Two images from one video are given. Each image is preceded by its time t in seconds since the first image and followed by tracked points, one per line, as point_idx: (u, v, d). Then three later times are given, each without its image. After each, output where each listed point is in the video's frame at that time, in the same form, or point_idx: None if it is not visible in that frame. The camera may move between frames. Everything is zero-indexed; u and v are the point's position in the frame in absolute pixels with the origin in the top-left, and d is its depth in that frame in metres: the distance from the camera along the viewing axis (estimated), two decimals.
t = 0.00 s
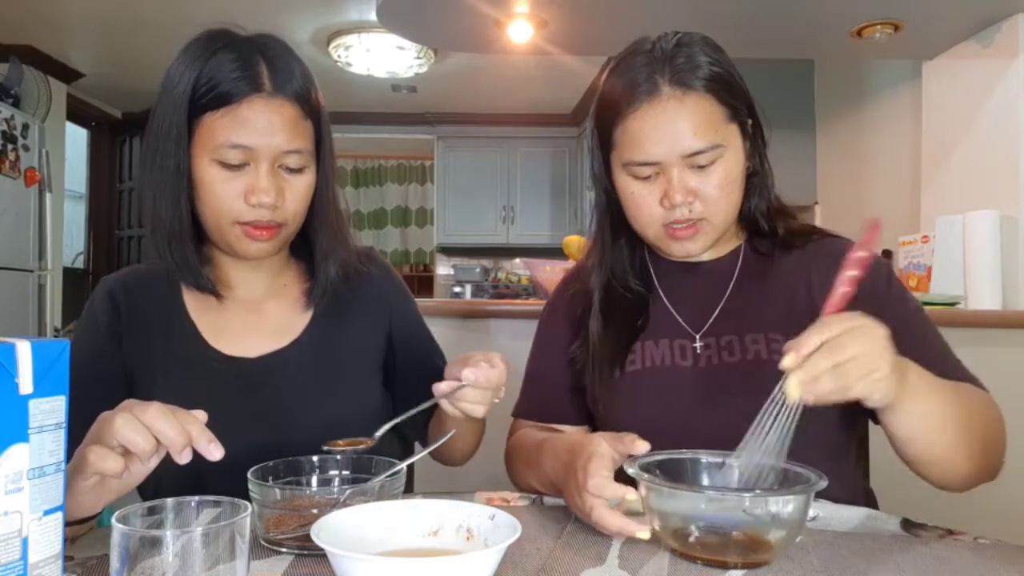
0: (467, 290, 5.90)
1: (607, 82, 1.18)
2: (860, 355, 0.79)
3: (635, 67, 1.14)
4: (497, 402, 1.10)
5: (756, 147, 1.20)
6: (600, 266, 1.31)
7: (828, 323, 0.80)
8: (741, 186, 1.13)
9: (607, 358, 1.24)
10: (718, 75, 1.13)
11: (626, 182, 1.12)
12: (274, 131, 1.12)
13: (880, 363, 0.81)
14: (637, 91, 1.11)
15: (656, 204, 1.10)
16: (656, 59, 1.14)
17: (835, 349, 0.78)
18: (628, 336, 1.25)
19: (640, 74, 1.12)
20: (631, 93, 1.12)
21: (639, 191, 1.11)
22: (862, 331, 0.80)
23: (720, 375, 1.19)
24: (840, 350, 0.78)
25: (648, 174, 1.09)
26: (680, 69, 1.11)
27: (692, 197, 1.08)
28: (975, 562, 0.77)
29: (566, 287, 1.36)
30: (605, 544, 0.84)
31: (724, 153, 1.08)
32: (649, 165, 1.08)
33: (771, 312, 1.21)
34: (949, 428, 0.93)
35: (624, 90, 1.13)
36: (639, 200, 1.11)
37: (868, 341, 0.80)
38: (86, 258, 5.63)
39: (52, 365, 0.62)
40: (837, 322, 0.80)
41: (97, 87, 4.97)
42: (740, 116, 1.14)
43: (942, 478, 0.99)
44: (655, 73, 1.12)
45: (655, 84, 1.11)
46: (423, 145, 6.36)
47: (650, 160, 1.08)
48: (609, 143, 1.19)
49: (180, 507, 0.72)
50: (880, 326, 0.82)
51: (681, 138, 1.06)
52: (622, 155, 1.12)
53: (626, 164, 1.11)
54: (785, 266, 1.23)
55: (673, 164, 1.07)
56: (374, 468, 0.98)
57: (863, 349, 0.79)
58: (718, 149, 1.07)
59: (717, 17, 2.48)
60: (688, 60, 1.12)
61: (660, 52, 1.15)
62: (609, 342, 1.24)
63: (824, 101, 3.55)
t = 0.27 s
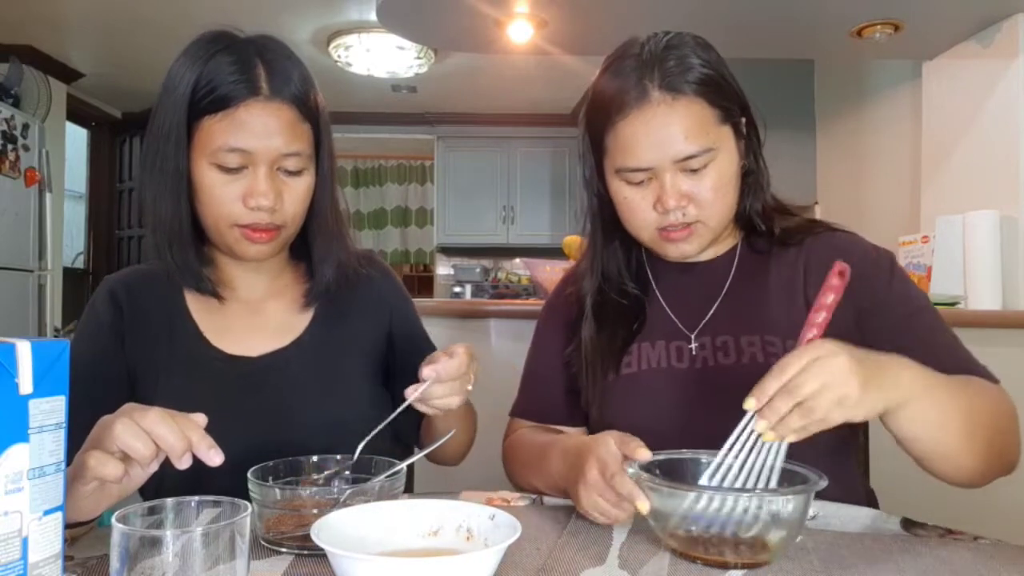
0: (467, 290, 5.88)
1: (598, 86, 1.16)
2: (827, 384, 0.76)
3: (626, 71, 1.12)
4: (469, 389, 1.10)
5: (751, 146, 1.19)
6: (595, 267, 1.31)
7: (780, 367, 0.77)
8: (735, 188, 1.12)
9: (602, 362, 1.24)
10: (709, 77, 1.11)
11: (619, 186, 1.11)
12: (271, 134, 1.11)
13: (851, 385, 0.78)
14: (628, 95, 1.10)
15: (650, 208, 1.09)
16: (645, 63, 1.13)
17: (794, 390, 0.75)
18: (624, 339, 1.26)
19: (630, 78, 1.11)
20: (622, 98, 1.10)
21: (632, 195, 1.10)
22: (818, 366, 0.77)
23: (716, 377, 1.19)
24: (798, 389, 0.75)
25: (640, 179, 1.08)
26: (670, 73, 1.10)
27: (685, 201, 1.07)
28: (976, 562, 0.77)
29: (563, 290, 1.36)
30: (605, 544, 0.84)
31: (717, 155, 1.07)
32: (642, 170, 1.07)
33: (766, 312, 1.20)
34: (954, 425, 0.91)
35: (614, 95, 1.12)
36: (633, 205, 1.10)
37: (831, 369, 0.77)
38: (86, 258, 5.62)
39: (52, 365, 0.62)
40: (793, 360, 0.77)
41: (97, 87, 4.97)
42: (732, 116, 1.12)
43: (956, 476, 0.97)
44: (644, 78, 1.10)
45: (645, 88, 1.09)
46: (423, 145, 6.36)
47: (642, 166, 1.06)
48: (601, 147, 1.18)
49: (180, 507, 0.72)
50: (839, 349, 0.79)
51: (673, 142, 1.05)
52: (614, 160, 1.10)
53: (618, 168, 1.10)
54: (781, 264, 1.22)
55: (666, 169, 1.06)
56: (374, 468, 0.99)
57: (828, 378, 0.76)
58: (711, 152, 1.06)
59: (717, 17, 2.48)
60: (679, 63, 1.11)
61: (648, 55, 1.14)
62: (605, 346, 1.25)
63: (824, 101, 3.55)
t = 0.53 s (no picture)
0: (467, 289, 5.90)
1: (594, 90, 1.16)
2: (826, 368, 0.77)
3: (621, 75, 1.12)
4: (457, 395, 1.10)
5: (749, 146, 1.18)
6: (593, 270, 1.31)
7: (774, 358, 0.79)
8: (734, 190, 1.12)
9: (600, 366, 1.25)
10: (703, 78, 1.11)
11: (618, 191, 1.11)
12: (266, 134, 1.11)
13: (852, 365, 0.78)
14: (625, 100, 1.09)
15: (649, 212, 1.09)
16: (640, 65, 1.13)
17: (791, 379, 0.77)
18: (623, 344, 1.26)
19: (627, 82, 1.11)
20: (618, 102, 1.10)
21: (631, 199, 1.09)
22: (812, 352, 0.78)
23: (715, 380, 1.19)
24: (793, 378, 0.77)
25: (639, 183, 1.08)
26: (665, 77, 1.09)
27: (684, 205, 1.07)
28: (976, 562, 0.77)
29: (562, 292, 1.36)
30: (604, 544, 0.84)
31: (715, 159, 1.06)
32: (640, 175, 1.07)
33: (764, 316, 1.20)
34: (972, 410, 0.90)
35: (610, 99, 1.12)
36: (630, 209, 1.10)
37: (826, 354, 0.78)
38: (86, 258, 5.62)
39: (52, 365, 0.62)
40: (786, 353, 0.78)
41: (97, 87, 4.97)
42: (729, 118, 1.12)
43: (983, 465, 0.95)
44: (639, 81, 1.10)
45: (641, 93, 1.09)
46: (423, 145, 6.36)
47: (639, 171, 1.06)
48: (598, 151, 1.18)
49: (181, 506, 0.72)
50: (833, 332, 0.80)
51: (672, 147, 1.04)
52: (611, 165, 1.10)
53: (615, 173, 1.09)
54: (780, 266, 1.22)
55: (663, 174, 1.05)
56: (374, 468, 0.99)
57: (825, 362, 0.77)
58: (708, 156, 1.06)
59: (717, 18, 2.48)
60: (673, 67, 1.11)
61: (643, 57, 1.14)
62: (603, 350, 1.25)
63: (824, 101, 3.55)
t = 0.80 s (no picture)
0: (467, 290, 5.90)
1: (589, 92, 1.16)
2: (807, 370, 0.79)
3: (616, 77, 1.12)
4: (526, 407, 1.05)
5: (747, 146, 1.17)
6: (591, 272, 1.30)
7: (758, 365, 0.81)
8: (731, 191, 1.12)
9: (598, 368, 1.25)
10: (700, 80, 1.10)
11: (615, 193, 1.11)
12: (281, 126, 1.11)
13: (832, 369, 0.80)
14: (620, 104, 1.09)
15: (645, 214, 1.09)
16: (634, 68, 1.12)
17: (771, 385, 0.79)
18: (622, 345, 1.26)
19: (623, 85, 1.10)
20: (614, 105, 1.10)
21: (628, 202, 1.10)
22: (793, 356, 0.79)
23: (714, 382, 1.19)
24: (773, 385, 0.78)
25: (635, 185, 1.08)
26: (660, 79, 1.09)
27: (680, 208, 1.07)
28: (976, 562, 0.77)
29: (561, 293, 1.36)
30: (604, 544, 0.84)
31: (709, 162, 1.06)
32: (636, 177, 1.07)
33: (763, 318, 1.20)
34: (968, 406, 0.90)
35: (605, 102, 1.11)
36: (627, 211, 1.10)
37: (808, 357, 0.79)
38: (85, 258, 5.61)
39: (52, 365, 0.62)
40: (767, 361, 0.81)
41: (97, 87, 4.97)
42: (726, 119, 1.11)
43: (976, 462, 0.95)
44: (633, 84, 1.10)
45: (636, 97, 1.08)
46: (423, 145, 6.36)
47: (634, 173, 1.06)
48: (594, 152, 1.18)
49: (181, 507, 0.72)
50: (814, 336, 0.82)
51: (667, 151, 1.04)
52: (607, 167, 1.10)
53: (611, 176, 1.09)
54: (779, 266, 1.22)
55: (658, 176, 1.05)
56: (374, 469, 0.99)
57: (806, 365, 0.79)
58: (704, 158, 1.05)
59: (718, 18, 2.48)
60: (668, 69, 1.10)
61: (638, 59, 1.13)
62: (601, 353, 1.25)
63: (824, 101, 3.55)
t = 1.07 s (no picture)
0: (468, 289, 6.00)
1: (585, 95, 1.16)
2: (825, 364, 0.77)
3: (612, 80, 1.12)
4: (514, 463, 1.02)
5: (745, 146, 1.17)
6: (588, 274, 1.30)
7: (774, 353, 0.78)
8: (729, 191, 1.12)
9: (596, 370, 1.25)
10: (696, 81, 1.10)
11: (613, 195, 1.11)
12: (321, 132, 1.12)
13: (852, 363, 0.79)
14: (615, 107, 1.09)
15: (643, 215, 1.09)
16: (630, 70, 1.12)
17: (792, 377, 0.76)
18: (621, 347, 1.26)
19: (619, 87, 1.10)
20: (610, 108, 1.10)
21: (626, 204, 1.10)
22: (812, 348, 0.77)
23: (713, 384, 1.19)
24: (790, 375, 0.76)
25: (633, 188, 1.08)
26: (656, 81, 1.09)
27: (677, 210, 1.07)
28: (976, 562, 0.77)
29: (561, 296, 1.36)
30: (604, 544, 0.84)
31: (707, 164, 1.06)
32: (633, 180, 1.07)
33: (762, 320, 1.20)
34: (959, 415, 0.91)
35: (601, 106, 1.11)
36: (626, 213, 1.11)
37: (827, 351, 0.77)
38: (85, 258, 5.61)
39: (52, 365, 0.62)
40: (784, 351, 0.77)
41: (97, 87, 4.97)
42: (722, 120, 1.11)
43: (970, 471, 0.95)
44: (630, 87, 1.09)
45: (632, 100, 1.08)
46: (423, 145, 6.36)
47: (632, 176, 1.06)
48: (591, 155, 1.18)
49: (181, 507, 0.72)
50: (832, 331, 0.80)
51: (663, 153, 1.04)
52: (604, 171, 1.10)
53: (609, 178, 1.10)
54: (779, 267, 1.22)
55: (656, 179, 1.05)
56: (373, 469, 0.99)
57: (824, 359, 0.77)
58: (702, 160, 1.05)
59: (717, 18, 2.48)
60: (664, 71, 1.10)
61: (634, 61, 1.13)
62: (599, 355, 1.26)
63: (824, 101, 3.55)
